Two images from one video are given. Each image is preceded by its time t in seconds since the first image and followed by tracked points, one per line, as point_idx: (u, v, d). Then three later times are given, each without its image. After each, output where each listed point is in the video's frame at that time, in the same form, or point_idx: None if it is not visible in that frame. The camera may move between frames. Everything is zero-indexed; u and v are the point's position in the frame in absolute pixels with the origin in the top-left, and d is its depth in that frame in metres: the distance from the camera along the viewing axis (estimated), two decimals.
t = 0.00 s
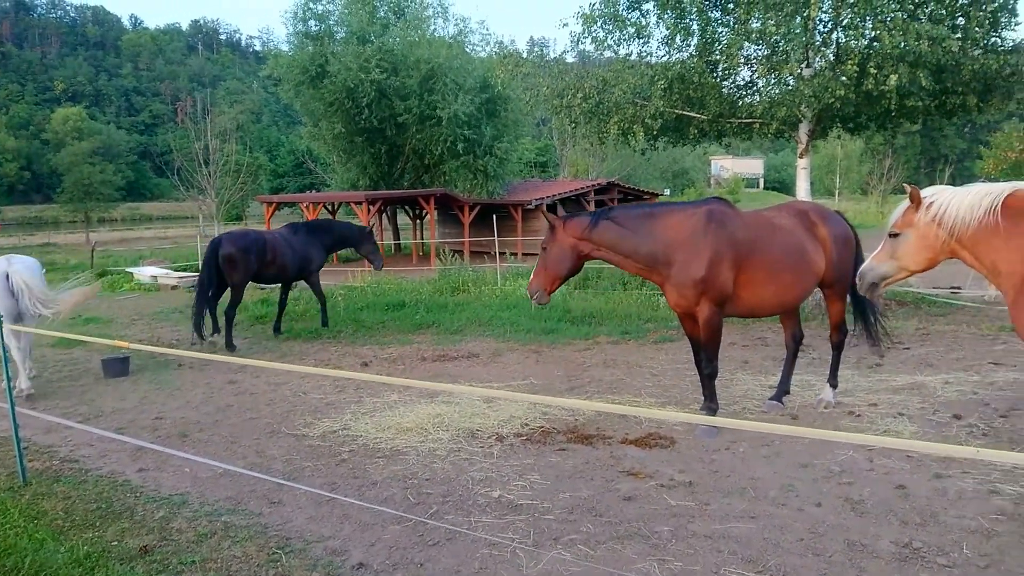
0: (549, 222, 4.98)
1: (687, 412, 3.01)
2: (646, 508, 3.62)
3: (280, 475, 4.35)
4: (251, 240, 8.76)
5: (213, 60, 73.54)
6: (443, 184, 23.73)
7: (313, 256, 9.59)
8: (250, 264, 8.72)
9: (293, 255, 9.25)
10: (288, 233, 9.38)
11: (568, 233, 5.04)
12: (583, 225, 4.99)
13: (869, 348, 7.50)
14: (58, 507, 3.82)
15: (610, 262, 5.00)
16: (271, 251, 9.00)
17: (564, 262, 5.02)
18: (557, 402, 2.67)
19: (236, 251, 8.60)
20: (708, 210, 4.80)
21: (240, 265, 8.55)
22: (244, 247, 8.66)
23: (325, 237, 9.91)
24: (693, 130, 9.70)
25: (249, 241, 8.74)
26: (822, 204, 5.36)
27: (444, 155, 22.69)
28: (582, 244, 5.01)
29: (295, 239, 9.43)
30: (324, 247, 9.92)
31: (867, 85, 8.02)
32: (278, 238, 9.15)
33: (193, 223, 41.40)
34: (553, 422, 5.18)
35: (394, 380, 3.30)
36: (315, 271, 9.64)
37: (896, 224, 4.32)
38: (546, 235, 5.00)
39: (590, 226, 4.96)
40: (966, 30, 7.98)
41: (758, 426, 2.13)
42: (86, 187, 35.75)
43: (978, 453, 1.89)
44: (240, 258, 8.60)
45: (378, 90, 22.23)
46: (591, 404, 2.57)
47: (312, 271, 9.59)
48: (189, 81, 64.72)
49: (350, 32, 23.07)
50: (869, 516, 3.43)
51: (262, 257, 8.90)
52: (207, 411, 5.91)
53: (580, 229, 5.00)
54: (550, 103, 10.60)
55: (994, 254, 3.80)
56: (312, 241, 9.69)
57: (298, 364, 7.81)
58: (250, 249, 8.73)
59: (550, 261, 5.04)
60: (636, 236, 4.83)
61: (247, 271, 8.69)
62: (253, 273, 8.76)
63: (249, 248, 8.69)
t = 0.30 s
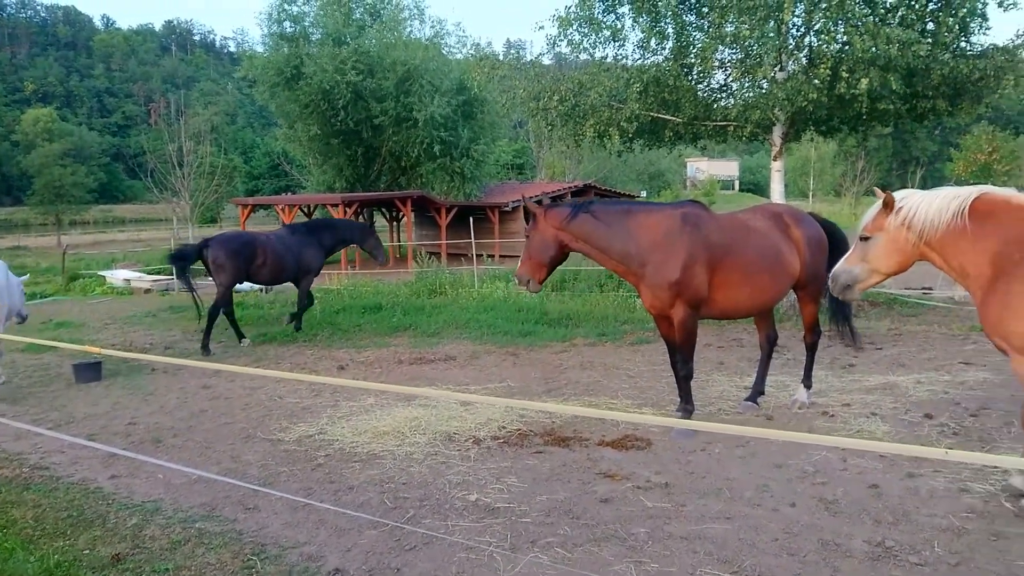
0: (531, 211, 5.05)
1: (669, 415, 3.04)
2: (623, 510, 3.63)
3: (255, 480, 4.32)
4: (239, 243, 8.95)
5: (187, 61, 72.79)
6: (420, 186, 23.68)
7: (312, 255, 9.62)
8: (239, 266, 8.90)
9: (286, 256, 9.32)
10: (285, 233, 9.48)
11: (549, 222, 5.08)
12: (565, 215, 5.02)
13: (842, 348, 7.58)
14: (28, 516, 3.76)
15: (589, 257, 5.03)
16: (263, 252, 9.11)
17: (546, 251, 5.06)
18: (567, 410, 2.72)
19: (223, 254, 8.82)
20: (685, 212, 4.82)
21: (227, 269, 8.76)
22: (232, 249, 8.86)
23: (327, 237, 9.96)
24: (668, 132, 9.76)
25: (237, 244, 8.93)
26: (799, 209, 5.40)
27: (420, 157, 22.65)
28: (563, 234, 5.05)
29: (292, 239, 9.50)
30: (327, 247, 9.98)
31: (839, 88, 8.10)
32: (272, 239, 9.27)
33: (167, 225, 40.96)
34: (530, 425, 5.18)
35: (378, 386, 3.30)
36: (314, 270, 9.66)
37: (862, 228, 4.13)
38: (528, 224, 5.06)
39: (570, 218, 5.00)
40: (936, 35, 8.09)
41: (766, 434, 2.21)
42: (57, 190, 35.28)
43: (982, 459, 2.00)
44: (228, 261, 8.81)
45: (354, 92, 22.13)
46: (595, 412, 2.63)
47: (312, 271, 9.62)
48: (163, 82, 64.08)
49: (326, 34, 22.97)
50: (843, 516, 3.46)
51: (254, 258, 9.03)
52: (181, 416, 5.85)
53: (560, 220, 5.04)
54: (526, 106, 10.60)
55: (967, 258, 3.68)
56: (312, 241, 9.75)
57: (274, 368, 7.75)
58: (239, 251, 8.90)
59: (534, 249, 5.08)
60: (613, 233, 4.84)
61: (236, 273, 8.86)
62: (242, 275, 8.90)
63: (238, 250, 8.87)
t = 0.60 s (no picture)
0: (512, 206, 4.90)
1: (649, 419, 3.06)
2: (599, 512, 3.64)
3: (230, 485, 4.28)
4: (236, 243, 9.22)
5: (162, 61, 72.10)
6: (397, 189, 23.62)
7: (311, 260, 9.67)
8: (235, 265, 9.16)
9: (282, 259, 9.44)
10: (287, 235, 9.60)
11: (529, 219, 4.95)
12: (546, 212, 4.91)
13: (816, 349, 7.66)
14: None
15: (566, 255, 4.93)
16: (259, 253, 9.30)
17: (526, 247, 4.90)
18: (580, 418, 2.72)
19: (220, 253, 9.16)
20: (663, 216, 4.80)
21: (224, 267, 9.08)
22: (230, 248, 9.18)
23: (331, 242, 10.00)
24: (645, 135, 9.80)
25: (235, 244, 9.22)
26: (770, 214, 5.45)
27: (397, 159, 22.60)
28: (543, 231, 4.92)
29: (292, 242, 9.59)
30: (331, 253, 10.01)
31: (813, 92, 8.18)
32: (270, 241, 9.42)
33: (142, 227, 40.51)
34: (507, 428, 5.18)
35: (357, 390, 3.29)
36: (308, 276, 9.65)
37: (837, 232, 4.21)
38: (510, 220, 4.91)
39: (551, 215, 4.89)
40: (908, 40, 8.19)
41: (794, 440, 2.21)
42: (29, 192, 34.79)
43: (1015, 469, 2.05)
44: (223, 260, 9.13)
45: (331, 94, 22.03)
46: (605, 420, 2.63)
47: (309, 277, 9.65)
48: (137, 83, 63.39)
49: (302, 35, 22.88)
50: (816, 517, 3.50)
51: (249, 259, 9.25)
52: (154, 421, 5.79)
53: (541, 216, 4.92)
54: (503, 108, 10.60)
55: (936, 260, 3.73)
56: (313, 245, 9.80)
57: (249, 371, 7.68)
58: (234, 251, 9.19)
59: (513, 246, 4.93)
60: (592, 232, 4.79)
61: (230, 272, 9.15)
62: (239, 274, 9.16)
63: (233, 250, 9.16)
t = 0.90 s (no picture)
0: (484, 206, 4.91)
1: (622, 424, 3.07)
2: (570, 515, 3.64)
3: (197, 492, 4.23)
4: (231, 245, 9.07)
5: (129, 60, 71.09)
6: (369, 191, 23.51)
7: (306, 259, 9.70)
8: (230, 268, 8.99)
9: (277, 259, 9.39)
10: (281, 236, 9.56)
11: (500, 219, 4.95)
12: (516, 213, 4.91)
13: (785, 351, 7.74)
14: None
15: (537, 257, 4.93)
16: (254, 254, 9.21)
17: (497, 248, 4.90)
18: (574, 426, 2.71)
19: (215, 256, 8.95)
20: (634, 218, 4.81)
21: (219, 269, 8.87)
22: (225, 251, 8.99)
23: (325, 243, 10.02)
24: (616, 139, 9.85)
25: (229, 246, 9.07)
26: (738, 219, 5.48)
27: (369, 162, 22.50)
28: (515, 232, 4.92)
29: (286, 243, 9.54)
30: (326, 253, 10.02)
31: (781, 96, 8.27)
32: (264, 243, 9.33)
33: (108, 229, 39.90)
34: (479, 432, 5.17)
35: (327, 396, 3.27)
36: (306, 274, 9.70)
37: (801, 235, 4.24)
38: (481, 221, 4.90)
39: (524, 216, 4.88)
40: (874, 46, 8.32)
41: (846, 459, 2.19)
42: None
43: None
44: (219, 262, 8.94)
45: (301, 95, 21.87)
46: (578, 427, 2.61)
47: (306, 274, 9.69)
48: (103, 83, 62.45)
49: (272, 36, 22.69)
50: (784, 518, 3.53)
51: (244, 260, 9.14)
52: (120, 427, 5.70)
53: (514, 217, 4.91)
54: (474, 111, 10.58)
55: (901, 264, 3.77)
56: (307, 245, 9.79)
57: (218, 376, 7.60)
58: (229, 254, 9.00)
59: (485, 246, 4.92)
60: (561, 233, 4.78)
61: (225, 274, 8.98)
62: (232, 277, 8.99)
63: (229, 252, 9.00)
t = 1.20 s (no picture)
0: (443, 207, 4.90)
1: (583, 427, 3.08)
2: (532, 518, 3.64)
3: (151, 499, 4.14)
4: (207, 244, 9.18)
5: (81, 58, 69.51)
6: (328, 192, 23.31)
7: (288, 254, 9.80)
8: (205, 265, 9.10)
9: (257, 255, 9.47)
10: (260, 233, 9.66)
11: (459, 220, 4.93)
12: (476, 214, 4.90)
13: (743, 352, 7.84)
14: None
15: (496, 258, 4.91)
16: (230, 251, 9.30)
17: (455, 249, 4.89)
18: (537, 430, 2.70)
19: (191, 254, 9.08)
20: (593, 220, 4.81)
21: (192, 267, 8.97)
22: (200, 249, 9.11)
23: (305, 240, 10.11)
24: (576, 142, 9.89)
25: (205, 244, 9.18)
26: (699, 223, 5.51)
27: (329, 162, 22.35)
28: (474, 233, 4.91)
29: (264, 239, 9.62)
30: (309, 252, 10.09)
31: (738, 101, 8.36)
32: (241, 240, 9.42)
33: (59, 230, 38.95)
34: (440, 435, 5.15)
35: (285, 400, 3.23)
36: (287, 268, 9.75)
37: (765, 231, 4.34)
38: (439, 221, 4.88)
39: (483, 216, 4.88)
40: (829, 52, 8.47)
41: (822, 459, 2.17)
42: None
43: None
44: (193, 259, 9.05)
45: (259, 95, 21.65)
46: (541, 429, 2.61)
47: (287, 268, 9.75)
48: (54, 80, 61.00)
49: (229, 35, 22.40)
50: (743, 518, 3.57)
51: (220, 257, 9.23)
52: (71, 434, 5.56)
53: (473, 217, 4.91)
54: (434, 113, 10.53)
55: (856, 263, 3.85)
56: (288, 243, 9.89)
57: (173, 380, 7.46)
58: (204, 251, 9.12)
59: (442, 247, 4.91)
60: (519, 235, 4.77)
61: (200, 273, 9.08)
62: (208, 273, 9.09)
63: (204, 250, 9.11)
